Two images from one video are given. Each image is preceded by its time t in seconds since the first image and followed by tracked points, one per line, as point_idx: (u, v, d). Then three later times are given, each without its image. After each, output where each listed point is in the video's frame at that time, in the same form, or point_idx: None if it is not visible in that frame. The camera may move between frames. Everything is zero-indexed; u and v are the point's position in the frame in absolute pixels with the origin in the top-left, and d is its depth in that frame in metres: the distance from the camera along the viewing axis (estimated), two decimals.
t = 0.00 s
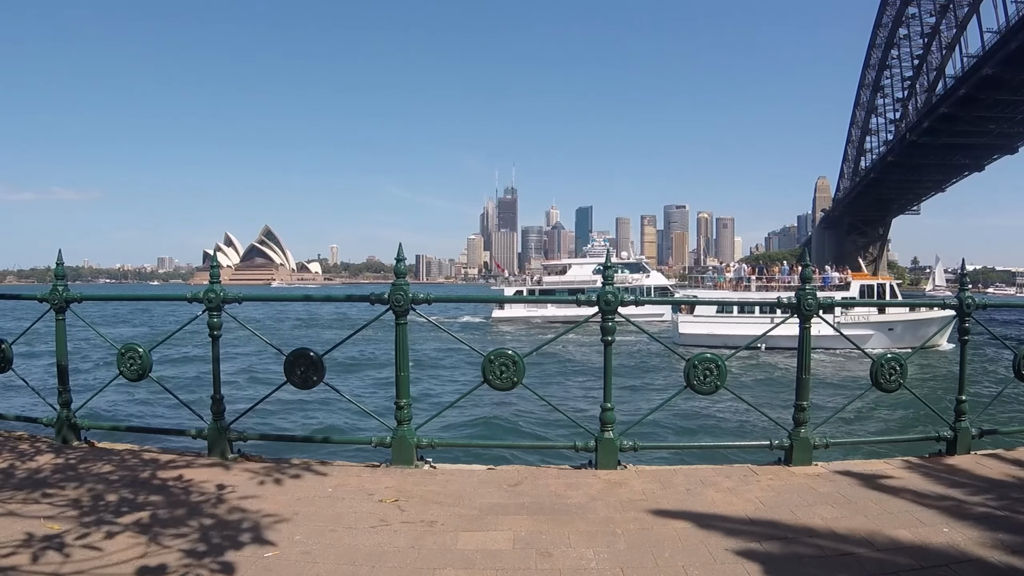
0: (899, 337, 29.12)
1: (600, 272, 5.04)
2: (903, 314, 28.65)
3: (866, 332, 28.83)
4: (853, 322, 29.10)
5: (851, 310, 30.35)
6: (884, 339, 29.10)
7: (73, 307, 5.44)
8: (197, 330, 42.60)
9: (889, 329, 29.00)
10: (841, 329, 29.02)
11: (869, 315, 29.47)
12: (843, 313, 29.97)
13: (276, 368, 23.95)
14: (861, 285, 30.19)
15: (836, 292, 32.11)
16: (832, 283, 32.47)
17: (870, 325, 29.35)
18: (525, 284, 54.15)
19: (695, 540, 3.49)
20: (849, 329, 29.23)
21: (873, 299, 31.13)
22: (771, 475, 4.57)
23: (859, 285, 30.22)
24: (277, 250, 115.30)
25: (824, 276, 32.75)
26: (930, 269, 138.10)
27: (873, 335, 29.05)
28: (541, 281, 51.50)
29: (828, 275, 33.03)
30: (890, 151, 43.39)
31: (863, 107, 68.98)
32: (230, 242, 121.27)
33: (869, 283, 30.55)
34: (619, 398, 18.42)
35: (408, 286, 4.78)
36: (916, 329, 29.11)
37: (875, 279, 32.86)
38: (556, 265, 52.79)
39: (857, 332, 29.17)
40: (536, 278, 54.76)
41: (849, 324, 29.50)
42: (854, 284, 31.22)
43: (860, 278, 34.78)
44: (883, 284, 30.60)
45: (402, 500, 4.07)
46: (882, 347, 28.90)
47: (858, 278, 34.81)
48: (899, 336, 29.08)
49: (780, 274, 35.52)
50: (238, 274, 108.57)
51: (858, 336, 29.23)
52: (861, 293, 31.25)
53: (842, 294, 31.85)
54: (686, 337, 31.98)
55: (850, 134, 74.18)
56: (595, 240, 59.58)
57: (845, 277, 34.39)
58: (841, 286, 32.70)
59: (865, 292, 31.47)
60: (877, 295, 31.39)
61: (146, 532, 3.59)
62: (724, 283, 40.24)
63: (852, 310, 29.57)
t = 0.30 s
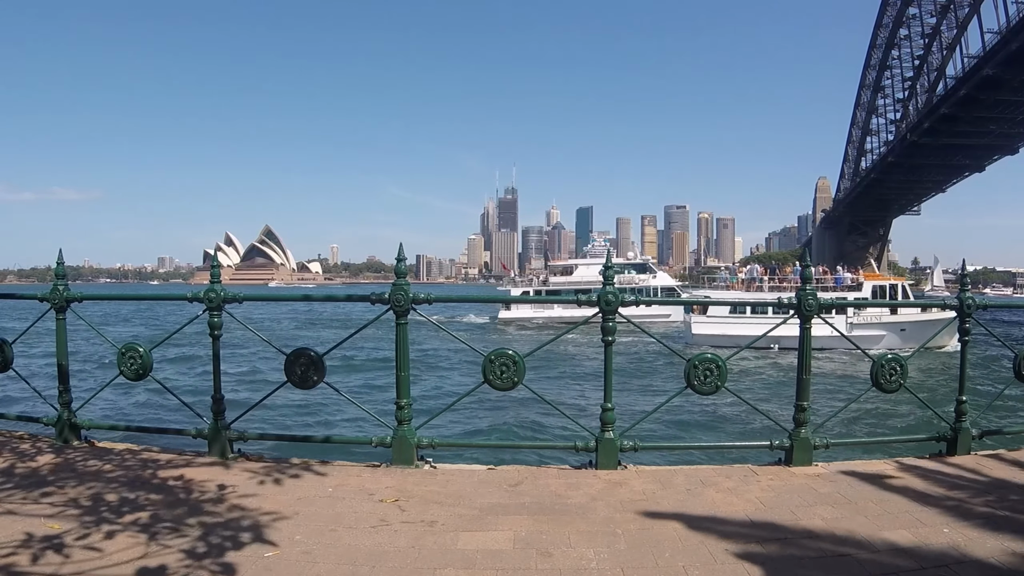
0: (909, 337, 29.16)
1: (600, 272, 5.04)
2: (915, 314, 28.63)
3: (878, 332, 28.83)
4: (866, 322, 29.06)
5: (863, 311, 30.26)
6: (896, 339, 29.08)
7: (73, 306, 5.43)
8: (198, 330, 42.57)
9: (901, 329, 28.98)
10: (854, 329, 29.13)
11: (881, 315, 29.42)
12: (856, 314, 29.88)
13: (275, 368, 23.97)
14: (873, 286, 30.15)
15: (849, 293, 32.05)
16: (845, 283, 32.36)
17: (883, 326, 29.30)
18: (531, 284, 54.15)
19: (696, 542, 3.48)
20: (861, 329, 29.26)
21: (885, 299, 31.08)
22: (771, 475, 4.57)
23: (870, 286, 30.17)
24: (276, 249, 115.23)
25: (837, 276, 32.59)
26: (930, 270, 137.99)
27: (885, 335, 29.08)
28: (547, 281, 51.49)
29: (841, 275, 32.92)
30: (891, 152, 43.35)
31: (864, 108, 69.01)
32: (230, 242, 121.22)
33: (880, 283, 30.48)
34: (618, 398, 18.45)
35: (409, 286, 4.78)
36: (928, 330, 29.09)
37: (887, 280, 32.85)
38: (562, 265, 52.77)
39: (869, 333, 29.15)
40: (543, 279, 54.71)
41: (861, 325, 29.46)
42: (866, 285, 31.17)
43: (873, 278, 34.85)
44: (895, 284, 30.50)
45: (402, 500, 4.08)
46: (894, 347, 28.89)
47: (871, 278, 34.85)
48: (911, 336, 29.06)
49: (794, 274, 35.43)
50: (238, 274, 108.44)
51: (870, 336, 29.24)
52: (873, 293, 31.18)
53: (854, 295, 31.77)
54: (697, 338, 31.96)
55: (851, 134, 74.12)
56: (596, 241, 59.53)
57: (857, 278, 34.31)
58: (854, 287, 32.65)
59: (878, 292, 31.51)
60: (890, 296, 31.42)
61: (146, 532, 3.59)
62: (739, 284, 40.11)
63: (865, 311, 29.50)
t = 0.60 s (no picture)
0: (921, 336, 29.19)
1: (600, 272, 5.04)
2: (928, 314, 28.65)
3: (890, 332, 28.83)
4: (878, 322, 29.04)
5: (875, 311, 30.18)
6: (908, 339, 29.09)
7: (73, 306, 5.43)
8: (199, 330, 42.58)
9: (913, 329, 29.00)
10: (867, 329, 29.12)
11: (893, 315, 29.40)
12: (868, 314, 29.81)
13: (274, 368, 23.96)
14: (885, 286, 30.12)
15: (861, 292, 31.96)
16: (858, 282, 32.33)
17: (895, 326, 29.28)
18: (539, 284, 54.16)
19: (696, 541, 3.48)
20: (873, 329, 29.26)
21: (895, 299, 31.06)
22: (771, 475, 4.57)
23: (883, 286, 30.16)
24: (276, 249, 115.23)
25: (850, 276, 32.45)
26: (931, 269, 138.02)
27: (896, 335, 29.09)
28: (553, 282, 51.57)
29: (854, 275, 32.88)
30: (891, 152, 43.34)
31: (864, 108, 68.98)
32: (230, 242, 121.22)
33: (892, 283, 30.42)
34: (618, 398, 18.44)
35: (409, 286, 4.78)
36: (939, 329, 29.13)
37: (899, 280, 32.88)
38: (567, 266, 52.79)
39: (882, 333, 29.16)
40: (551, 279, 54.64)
41: (874, 325, 29.44)
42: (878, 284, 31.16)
43: (886, 277, 34.82)
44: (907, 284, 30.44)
45: (402, 500, 4.07)
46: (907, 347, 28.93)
47: (884, 278, 34.80)
48: (923, 336, 29.09)
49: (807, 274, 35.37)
50: (238, 275, 108.43)
51: (882, 336, 29.24)
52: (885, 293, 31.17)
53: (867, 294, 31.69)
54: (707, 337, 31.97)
55: (851, 134, 74.09)
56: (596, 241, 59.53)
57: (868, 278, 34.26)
58: (866, 286, 32.62)
59: (889, 292, 31.49)
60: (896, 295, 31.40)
61: (146, 533, 3.59)
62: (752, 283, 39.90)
63: (877, 311, 29.45)
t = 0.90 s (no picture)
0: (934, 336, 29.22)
1: (600, 272, 5.05)
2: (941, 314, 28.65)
3: (902, 332, 28.85)
4: (890, 322, 29.10)
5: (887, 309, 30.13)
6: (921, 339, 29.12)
7: (74, 307, 5.43)
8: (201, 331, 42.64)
9: (926, 329, 29.02)
10: (880, 329, 29.09)
11: (906, 314, 29.39)
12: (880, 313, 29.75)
13: (274, 368, 23.97)
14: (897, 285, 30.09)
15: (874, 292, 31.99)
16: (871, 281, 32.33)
17: (908, 326, 29.29)
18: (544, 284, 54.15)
19: (696, 540, 3.48)
20: (885, 329, 29.28)
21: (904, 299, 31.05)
22: (772, 475, 4.57)
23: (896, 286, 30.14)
24: (277, 249, 115.36)
25: (862, 276, 32.43)
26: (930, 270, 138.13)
27: (909, 335, 29.11)
28: (560, 282, 51.70)
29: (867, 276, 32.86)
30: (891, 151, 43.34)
31: (864, 107, 68.96)
32: (230, 242, 121.47)
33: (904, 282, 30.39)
34: (618, 398, 18.45)
35: (409, 286, 4.78)
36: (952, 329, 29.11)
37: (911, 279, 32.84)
38: (574, 266, 52.84)
39: (895, 334, 29.15)
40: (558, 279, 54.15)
41: (886, 325, 29.45)
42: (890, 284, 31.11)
43: (899, 276, 34.71)
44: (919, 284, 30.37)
45: (402, 500, 4.07)
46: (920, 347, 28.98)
47: (898, 277, 34.68)
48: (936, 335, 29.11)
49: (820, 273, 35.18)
50: (238, 275, 108.60)
51: (894, 335, 29.27)
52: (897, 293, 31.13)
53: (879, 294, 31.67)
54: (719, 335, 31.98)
55: (851, 134, 74.11)
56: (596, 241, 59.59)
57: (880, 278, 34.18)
58: (878, 286, 32.57)
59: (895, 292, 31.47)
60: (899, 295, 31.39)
61: (147, 532, 3.59)
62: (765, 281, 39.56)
63: (889, 310, 29.44)
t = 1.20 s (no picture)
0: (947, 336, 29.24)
1: (600, 272, 5.04)
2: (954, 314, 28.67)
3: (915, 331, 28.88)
4: (903, 321, 29.16)
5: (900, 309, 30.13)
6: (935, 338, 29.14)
7: (74, 307, 5.43)
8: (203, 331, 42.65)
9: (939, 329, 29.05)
10: (892, 328, 28.96)
11: (919, 314, 29.41)
12: (893, 312, 29.75)
13: (274, 368, 24.00)
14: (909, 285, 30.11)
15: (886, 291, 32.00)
16: (884, 280, 32.36)
17: (921, 325, 29.34)
18: (548, 284, 54.19)
19: (695, 540, 3.49)
20: (898, 328, 29.30)
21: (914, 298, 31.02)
22: (772, 474, 4.57)
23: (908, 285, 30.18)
24: (277, 249, 115.41)
25: (875, 275, 32.45)
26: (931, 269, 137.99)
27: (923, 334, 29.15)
28: (565, 282, 51.73)
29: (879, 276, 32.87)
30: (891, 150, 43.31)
31: (864, 107, 68.94)
32: (230, 242, 121.55)
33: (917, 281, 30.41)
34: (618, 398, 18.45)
35: (409, 286, 4.78)
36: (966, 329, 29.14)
37: (922, 278, 32.84)
38: (578, 266, 52.79)
39: (909, 333, 29.17)
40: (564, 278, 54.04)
41: (899, 324, 29.50)
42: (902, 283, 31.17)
43: (911, 275, 34.65)
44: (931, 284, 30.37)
45: (402, 500, 4.08)
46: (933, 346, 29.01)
47: (909, 275, 34.66)
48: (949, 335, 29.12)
49: (831, 271, 35.16)
50: (238, 275, 108.59)
51: (907, 335, 29.30)
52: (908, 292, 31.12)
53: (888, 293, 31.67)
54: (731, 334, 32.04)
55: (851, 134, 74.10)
56: (596, 240, 59.63)
57: (892, 278, 34.17)
58: (890, 285, 32.53)
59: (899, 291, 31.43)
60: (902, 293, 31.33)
61: (148, 531, 3.60)
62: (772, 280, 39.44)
63: (902, 309, 29.48)
